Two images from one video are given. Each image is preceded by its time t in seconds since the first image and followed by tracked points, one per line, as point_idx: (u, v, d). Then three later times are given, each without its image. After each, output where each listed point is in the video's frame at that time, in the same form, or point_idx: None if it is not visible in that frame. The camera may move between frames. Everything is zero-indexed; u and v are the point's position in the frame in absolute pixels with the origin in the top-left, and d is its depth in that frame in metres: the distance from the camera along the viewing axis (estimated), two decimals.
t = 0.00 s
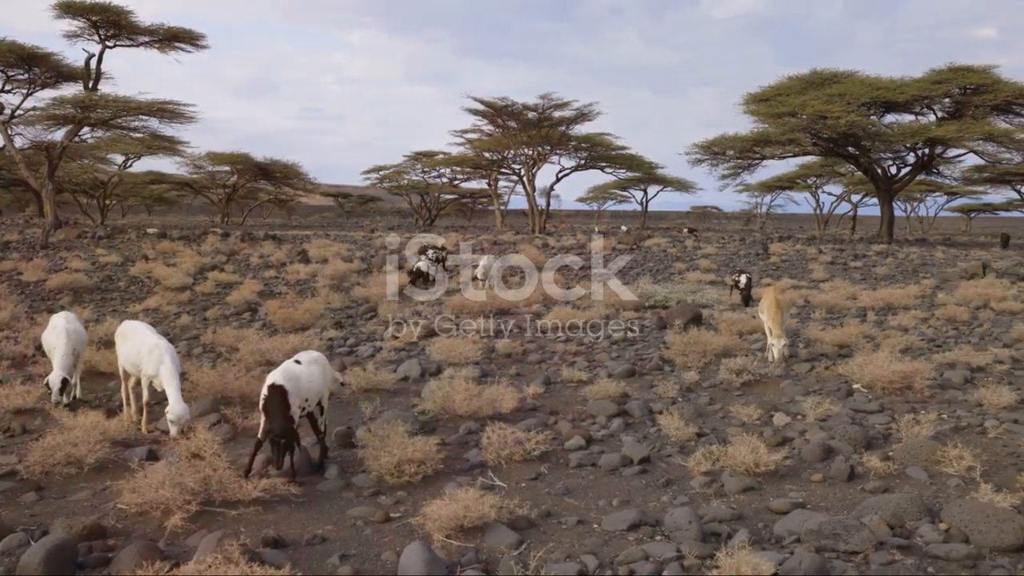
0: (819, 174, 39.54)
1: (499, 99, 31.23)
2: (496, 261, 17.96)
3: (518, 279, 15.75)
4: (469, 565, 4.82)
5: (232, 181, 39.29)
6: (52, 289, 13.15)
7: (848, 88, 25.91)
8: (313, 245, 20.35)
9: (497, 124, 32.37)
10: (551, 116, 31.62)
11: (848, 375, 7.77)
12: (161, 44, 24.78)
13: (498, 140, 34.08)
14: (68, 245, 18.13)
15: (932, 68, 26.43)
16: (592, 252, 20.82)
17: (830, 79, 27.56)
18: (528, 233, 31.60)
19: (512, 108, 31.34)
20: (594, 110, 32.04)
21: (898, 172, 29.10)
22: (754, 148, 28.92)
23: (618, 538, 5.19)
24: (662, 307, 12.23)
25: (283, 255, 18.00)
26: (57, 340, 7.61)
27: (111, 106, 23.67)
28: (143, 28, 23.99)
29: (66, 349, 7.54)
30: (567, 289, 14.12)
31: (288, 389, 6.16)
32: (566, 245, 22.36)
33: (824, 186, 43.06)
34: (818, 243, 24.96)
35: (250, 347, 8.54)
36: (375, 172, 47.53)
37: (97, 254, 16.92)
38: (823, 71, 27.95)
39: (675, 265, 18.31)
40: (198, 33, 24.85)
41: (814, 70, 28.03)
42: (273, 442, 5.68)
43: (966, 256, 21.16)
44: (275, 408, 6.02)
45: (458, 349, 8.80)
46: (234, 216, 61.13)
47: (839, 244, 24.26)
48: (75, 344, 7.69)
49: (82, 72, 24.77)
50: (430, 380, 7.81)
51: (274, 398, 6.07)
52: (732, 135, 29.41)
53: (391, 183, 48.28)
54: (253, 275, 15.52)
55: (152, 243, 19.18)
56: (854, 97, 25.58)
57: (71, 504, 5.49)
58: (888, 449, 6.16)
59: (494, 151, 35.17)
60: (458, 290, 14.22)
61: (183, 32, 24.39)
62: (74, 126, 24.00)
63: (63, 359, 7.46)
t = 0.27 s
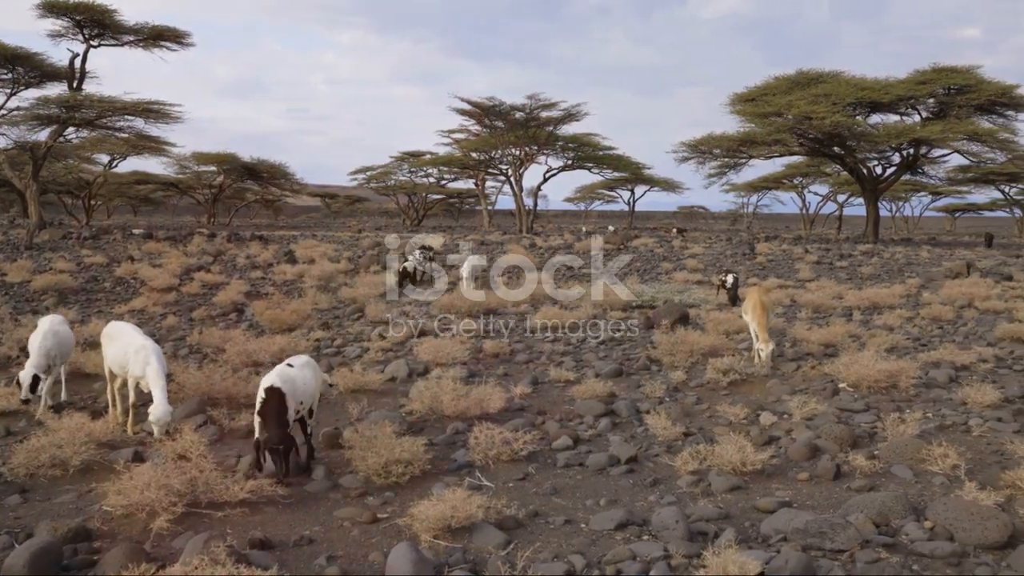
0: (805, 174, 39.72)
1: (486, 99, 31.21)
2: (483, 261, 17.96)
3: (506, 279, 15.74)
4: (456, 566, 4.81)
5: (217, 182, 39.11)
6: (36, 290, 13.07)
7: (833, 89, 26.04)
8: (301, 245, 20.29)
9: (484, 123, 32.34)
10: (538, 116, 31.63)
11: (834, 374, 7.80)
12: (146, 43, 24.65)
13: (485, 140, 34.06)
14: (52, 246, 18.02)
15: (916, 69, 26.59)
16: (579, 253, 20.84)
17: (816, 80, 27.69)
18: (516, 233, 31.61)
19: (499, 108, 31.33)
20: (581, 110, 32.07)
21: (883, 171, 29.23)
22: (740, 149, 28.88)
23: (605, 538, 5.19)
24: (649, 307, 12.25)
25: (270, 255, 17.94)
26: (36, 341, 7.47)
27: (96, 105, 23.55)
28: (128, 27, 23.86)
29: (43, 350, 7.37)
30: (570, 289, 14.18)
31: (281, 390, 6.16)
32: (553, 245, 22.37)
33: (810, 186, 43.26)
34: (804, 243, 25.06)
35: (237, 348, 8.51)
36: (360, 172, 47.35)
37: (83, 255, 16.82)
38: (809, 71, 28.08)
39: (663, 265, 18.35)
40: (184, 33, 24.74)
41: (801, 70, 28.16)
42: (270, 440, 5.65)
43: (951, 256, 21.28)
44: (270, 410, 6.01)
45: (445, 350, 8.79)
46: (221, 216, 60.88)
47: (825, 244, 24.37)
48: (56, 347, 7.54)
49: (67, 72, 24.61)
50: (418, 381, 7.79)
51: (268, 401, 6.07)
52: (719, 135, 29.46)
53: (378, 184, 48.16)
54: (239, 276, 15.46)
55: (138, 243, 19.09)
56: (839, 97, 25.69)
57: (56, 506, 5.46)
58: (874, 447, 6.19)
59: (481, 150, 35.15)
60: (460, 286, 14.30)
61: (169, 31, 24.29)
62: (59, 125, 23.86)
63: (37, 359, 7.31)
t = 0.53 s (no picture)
0: (791, 174, 39.92)
1: (473, 99, 31.20)
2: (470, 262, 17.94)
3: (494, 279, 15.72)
4: (444, 566, 4.80)
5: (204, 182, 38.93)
6: (20, 291, 12.98)
7: (819, 89, 26.18)
8: (288, 246, 20.24)
9: (471, 124, 32.32)
10: (525, 116, 31.65)
11: (821, 373, 7.83)
12: (131, 42, 24.52)
13: (472, 141, 34.05)
14: (36, 247, 17.89)
15: (901, 70, 26.74)
16: (566, 252, 20.85)
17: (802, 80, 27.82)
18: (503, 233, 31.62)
19: (486, 108, 31.32)
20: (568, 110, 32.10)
21: (868, 172, 29.37)
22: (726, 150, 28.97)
23: (593, 538, 5.20)
24: (636, 307, 12.27)
25: (256, 256, 17.88)
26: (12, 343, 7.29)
27: (81, 105, 23.44)
28: (112, 27, 23.73)
29: (18, 352, 7.19)
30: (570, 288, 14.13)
31: (276, 396, 6.21)
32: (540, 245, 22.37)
33: (796, 186, 43.48)
34: (791, 242, 25.16)
35: (223, 349, 8.48)
36: (348, 172, 47.28)
37: (67, 256, 16.71)
38: (795, 72, 28.21)
39: (649, 265, 18.38)
40: (169, 32, 24.62)
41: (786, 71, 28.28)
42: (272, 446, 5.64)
43: (937, 255, 21.37)
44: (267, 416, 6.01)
45: (433, 350, 8.78)
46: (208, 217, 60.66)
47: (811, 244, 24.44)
48: (32, 350, 7.36)
49: (52, 72, 24.46)
50: (405, 381, 7.78)
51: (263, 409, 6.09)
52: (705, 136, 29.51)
53: (365, 184, 48.07)
54: (226, 276, 15.40)
55: (123, 244, 18.99)
56: (824, 98, 25.82)
57: (40, 509, 5.42)
58: (859, 446, 6.22)
59: (468, 150, 35.15)
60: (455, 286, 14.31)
61: (155, 31, 24.18)
62: (43, 126, 23.71)
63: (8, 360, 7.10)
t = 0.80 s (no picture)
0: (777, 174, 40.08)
1: (460, 99, 31.17)
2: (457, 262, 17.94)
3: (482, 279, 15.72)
4: (432, 567, 4.79)
5: (191, 182, 38.77)
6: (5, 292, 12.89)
7: (805, 90, 26.31)
8: (275, 246, 20.18)
9: (459, 124, 32.28)
10: (512, 117, 31.65)
11: (808, 372, 7.86)
12: (117, 43, 24.40)
13: (460, 141, 34.03)
14: (20, 248, 17.77)
15: (887, 70, 26.88)
16: (554, 252, 20.86)
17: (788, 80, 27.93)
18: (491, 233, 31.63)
19: (473, 109, 31.30)
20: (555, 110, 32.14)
21: (855, 171, 29.47)
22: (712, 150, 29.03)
23: (581, 537, 5.20)
24: (624, 307, 12.28)
25: (243, 257, 17.83)
26: None
27: (66, 106, 23.35)
28: (98, 27, 23.61)
29: None
30: (571, 288, 14.07)
31: (265, 398, 5.99)
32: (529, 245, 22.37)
33: (783, 186, 43.67)
34: (778, 242, 25.24)
35: (210, 350, 8.45)
36: (335, 172, 47.09)
37: (53, 256, 16.61)
38: (782, 72, 28.31)
39: (637, 265, 18.42)
40: (155, 32, 24.52)
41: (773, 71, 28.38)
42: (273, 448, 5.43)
43: (923, 254, 21.48)
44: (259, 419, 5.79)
45: (421, 350, 8.78)
46: (195, 218, 60.39)
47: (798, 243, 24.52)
48: (7, 356, 7.17)
49: (37, 72, 24.30)
50: (393, 382, 7.77)
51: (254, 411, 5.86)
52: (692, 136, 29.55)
53: (351, 184, 47.91)
54: (213, 277, 15.35)
55: (109, 245, 18.90)
56: (811, 99, 25.93)
57: (25, 511, 5.39)
58: (846, 445, 6.24)
59: (456, 151, 35.13)
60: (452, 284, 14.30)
61: (141, 31, 24.07)
62: (28, 126, 23.58)
63: None
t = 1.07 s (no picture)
0: (764, 174, 40.30)
1: (448, 100, 31.17)
2: (444, 262, 17.94)
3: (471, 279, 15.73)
4: (420, 567, 4.78)
5: (179, 182, 38.61)
6: None
7: (791, 90, 26.46)
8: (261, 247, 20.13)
9: (447, 124, 32.27)
10: (500, 117, 31.68)
11: (794, 371, 7.90)
12: (103, 43, 24.30)
13: (447, 141, 34.04)
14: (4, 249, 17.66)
15: (873, 71, 27.03)
16: (542, 253, 20.90)
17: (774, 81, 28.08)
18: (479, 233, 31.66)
19: (461, 109, 31.30)
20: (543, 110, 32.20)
21: (841, 171, 29.60)
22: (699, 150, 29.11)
23: (568, 537, 5.21)
24: (612, 306, 12.31)
25: (230, 257, 17.79)
26: None
27: (51, 106, 23.25)
28: (83, 26, 23.50)
29: None
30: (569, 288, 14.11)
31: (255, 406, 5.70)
32: (517, 245, 22.41)
33: (770, 186, 43.90)
34: (765, 241, 25.36)
35: (197, 351, 8.42)
36: (322, 172, 47.01)
37: (38, 257, 16.53)
38: (768, 73, 28.45)
39: (624, 265, 18.47)
40: (141, 32, 24.43)
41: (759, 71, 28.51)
42: (280, 457, 5.20)
43: (908, 254, 21.62)
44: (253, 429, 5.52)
45: (408, 350, 8.77)
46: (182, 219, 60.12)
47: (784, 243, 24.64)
48: None
49: (21, 71, 24.12)
50: (381, 382, 7.75)
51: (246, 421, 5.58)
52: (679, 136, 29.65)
53: (338, 184, 47.82)
54: (200, 277, 15.31)
55: (94, 245, 18.82)
56: (797, 99, 26.05)
57: (10, 514, 5.35)
58: (832, 443, 6.27)
59: (443, 151, 35.14)
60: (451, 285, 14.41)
61: (127, 30, 23.94)
62: (13, 126, 23.44)
63: None
